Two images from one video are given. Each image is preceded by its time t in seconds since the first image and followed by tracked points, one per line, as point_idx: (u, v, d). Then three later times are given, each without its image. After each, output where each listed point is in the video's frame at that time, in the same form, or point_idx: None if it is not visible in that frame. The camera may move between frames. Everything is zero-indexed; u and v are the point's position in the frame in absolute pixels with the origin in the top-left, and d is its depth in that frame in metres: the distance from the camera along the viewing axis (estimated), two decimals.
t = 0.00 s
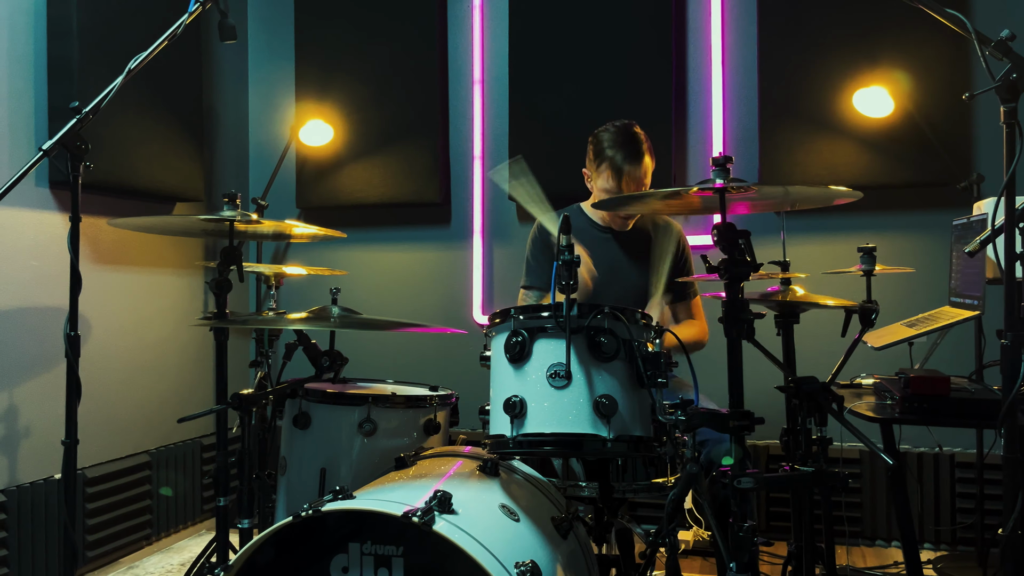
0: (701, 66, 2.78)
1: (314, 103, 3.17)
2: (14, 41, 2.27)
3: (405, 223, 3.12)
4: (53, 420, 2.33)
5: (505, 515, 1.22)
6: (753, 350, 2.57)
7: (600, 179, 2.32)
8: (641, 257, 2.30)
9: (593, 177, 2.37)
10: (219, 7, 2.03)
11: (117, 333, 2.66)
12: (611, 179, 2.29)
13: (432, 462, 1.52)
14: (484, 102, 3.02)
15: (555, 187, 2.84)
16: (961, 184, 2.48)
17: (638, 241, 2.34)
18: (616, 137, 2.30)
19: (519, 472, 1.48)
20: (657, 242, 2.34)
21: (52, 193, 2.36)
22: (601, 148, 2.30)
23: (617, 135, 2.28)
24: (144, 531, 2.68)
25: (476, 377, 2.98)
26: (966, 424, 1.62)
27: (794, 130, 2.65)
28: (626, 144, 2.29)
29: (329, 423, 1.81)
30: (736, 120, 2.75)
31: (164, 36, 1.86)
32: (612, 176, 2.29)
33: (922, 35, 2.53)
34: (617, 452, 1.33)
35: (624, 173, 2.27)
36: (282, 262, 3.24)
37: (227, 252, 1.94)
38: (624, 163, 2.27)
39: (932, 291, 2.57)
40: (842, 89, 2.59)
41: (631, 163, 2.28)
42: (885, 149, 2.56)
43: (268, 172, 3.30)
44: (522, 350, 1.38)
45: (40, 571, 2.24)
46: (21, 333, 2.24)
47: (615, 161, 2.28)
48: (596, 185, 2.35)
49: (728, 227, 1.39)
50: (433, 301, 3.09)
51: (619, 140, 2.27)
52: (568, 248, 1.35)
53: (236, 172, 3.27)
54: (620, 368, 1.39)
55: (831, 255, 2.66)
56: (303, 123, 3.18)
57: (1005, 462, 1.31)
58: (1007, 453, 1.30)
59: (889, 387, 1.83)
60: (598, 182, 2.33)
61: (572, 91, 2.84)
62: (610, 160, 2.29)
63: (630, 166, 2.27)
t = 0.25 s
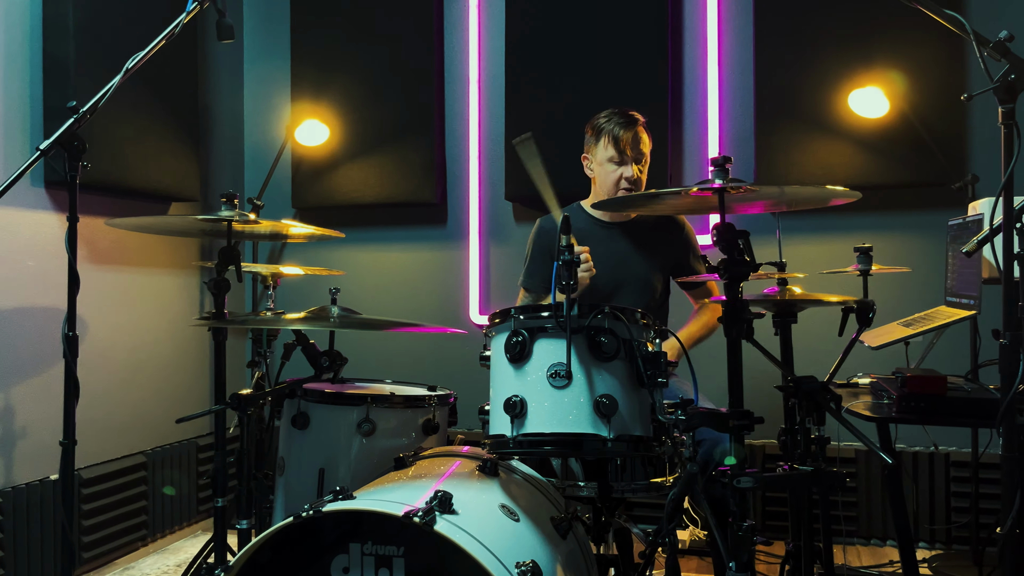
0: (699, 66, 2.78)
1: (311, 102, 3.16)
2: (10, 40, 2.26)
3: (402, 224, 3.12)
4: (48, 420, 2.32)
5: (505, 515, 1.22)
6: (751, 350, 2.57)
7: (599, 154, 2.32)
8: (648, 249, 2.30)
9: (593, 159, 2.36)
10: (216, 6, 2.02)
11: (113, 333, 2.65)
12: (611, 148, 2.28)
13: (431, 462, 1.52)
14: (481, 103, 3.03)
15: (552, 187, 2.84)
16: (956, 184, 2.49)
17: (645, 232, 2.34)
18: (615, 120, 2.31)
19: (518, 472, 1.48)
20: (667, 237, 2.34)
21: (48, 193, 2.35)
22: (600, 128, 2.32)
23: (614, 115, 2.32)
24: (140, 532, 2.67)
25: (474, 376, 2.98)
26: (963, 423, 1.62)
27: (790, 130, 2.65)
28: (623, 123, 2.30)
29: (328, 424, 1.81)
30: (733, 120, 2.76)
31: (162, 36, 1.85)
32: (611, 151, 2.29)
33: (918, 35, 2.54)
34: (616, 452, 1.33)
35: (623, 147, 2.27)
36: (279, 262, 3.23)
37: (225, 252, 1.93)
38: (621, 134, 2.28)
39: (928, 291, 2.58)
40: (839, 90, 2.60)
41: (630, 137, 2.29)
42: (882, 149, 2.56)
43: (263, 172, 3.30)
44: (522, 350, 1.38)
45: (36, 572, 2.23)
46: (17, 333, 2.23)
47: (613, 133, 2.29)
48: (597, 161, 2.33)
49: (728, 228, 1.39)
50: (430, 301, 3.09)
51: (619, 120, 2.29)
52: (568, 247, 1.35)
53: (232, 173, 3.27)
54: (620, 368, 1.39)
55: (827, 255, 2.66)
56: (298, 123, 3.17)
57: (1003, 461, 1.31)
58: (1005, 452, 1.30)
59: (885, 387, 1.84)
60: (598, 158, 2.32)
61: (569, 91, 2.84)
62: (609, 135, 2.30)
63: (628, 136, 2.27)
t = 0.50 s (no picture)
0: (696, 66, 2.78)
1: (308, 102, 3.15)
2: (5, 39, 2.25)
3: (399, 224, 3.12)
4: (44, 421, 2.31)
5: (506, 515, 1.22)
6: (749, 350, 2.58)
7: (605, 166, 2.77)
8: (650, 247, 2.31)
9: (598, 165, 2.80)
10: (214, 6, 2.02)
11: (109, 333, 2.64)
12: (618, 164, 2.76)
13: (431, 462, 1.52)
14: (477, 103, 3.03)
15: (550, 187, 2.85)
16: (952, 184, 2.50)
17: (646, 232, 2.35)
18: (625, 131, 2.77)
19: (517, 472, 1.48)
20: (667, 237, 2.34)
21: (43, 193, 2.34)
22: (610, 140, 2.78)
23: (625, 125, 2.77)
24: (136, 533, 2.65)
25: (471, 376, 2.98)
26: (961, 422, 1.63)
27: (788, 130, 2.66)
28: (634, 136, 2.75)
29: (326, 424, 1.80)
30: (730, 121, 2.76)
31: (160, 35, 1.85)
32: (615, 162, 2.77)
33: (915, 36, 2.55)
34: (617, 452, 1.33)
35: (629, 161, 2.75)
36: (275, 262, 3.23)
37: (224, 252, 1.93)
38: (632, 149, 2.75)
39: (925, 291, 2.59)
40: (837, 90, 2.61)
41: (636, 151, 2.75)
42: (879, 149, 2.57)
43: (259, 172, 3.29)
44: (522, 350, 1.38)
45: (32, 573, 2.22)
46: (13, 333, 2.22)
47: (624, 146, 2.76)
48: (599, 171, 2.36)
49: (728, 228, 1.39)
50: (427, 301, 3.08)
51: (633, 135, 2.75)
52: (568, 248, 1.35)
53: (228, 172, 3.26)
54: (620, 368, 1.39)
55: (825, 255, 2.67)
56: (295, 123, 3.16)
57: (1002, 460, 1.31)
58: (1004, 451, 1.30)
59: (882, 386, 1.84)
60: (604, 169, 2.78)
61: (567, 91, 2.84)
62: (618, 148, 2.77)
63: (638, 154, 2.73)
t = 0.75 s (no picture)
0: (694, 66, 2.79)
1: (305, 102, 3.15)
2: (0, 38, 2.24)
3: (395, 223, 3.12)
4: (38, 421, 2.30)
5: (506, 515, 1.22)
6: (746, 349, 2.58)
7: (600, 160, 2.32)
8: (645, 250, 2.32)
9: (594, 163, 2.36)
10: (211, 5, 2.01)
11: (104, 333, 2.63)
12: (610, 156, 2.30)
13: (430, 462, 1.52)
14: (474, 103, 3.03)
15: (547, 187, 2.85)
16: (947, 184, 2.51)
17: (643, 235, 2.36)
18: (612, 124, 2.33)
19: (517, 471, 1.48)
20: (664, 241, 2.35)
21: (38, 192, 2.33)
22: (601, 134, 2.32)
23: (613, 120, 2.32)
24: (131, 533, 2.64)
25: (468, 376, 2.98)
26: (958, 421, 1.63)
27: (784, 131, 2.66)
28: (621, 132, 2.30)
29: (325, 424, 1.80)
30: (727, 121, 2.77)
31: (157, 34, 1.84)
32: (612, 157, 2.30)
33: (911, 37, 2.56)
34: (616, 451, 1.33)
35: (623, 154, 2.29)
36: (272, 262, 3.22)
37: (222, 251, 1.92)
38: (624, 143, 2.29)
39: (921, 290, 2.60)
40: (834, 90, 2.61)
41: (629, 144, 2.29)
42: (875, 149, 2.58)
43: (255, 172, 3.29)
44: (522, 350, 1.38)
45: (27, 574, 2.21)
46: (7, 333, 2.21)
47: (615, 141, 2.29)
48: (597, 166, 2.33)
49: (728, 228, 1.40)
50: (424, 301, 3.08)
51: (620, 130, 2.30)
52: (568, 247, 1.35)
53: (223, 172, 3.25)
54: (620, 367, 1.40)
55: (821, 255, 2.68)
56: (291, 122, 3.16)
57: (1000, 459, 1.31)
58: (1002, 450, 1.30)
59: (878, 385, 1.85)
60: (598, 164, 2.33)
61: (565, 91, 2.85)
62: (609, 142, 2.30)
63: (630, 143, 2.28)
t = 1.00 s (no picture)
0: (691, 67, 2.79)
1: (302, 102, 3.14)
2: None
3: (392, 224, 3.11)
4: (32, 422, 2.29)
5: (506, 514, 1.22)
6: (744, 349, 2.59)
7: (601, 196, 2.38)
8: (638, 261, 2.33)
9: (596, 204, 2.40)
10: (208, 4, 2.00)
11: (100, 333, 2.62)
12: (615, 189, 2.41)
13: (429, 462, 1.52)
14: (471, 103, 3.03)
15: (544, 187, 2.85)
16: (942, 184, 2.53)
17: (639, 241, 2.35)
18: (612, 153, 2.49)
19: (516, 471, 1.48)
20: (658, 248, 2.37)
21: (32, 191, 2.32)
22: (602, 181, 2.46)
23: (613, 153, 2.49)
24: (126, 534, 2.64)
25: (465, 376, 2.99)
26: (954, 420, 1.64)
27: (781, 131, 2.67)
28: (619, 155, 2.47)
29: (323, 423, 1.80)
30: (723, 121, 2.77)
31: (155, 34, 1.83)
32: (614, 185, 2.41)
33: (907, 38, 2.57)
34: (616, 451, 1.34)
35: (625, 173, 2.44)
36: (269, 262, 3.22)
37: (220, 252, 1.92)
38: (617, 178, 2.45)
39: (916, 290, 2.61)
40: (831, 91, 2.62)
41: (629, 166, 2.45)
42: (872, 149, 2.59)
43: (251, 172, 3.28)
44: (522, 350, 1.39)
45: None
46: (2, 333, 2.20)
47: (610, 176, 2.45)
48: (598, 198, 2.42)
49: (727, 227, 1.40)
50: (421, 301, 3.08)
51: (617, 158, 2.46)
52: (568, 248, 1.36)
53: (218, 173, 3.24)
54: (620, 367, 1.40)
55: (818, 255, 2.68)
56: (287, 123, 3.15)
57: (998, 458, 1.32)
58: (1000, 448, 1.30)
59: (875, 385, 1.86)
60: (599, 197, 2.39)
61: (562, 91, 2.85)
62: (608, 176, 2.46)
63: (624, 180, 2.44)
